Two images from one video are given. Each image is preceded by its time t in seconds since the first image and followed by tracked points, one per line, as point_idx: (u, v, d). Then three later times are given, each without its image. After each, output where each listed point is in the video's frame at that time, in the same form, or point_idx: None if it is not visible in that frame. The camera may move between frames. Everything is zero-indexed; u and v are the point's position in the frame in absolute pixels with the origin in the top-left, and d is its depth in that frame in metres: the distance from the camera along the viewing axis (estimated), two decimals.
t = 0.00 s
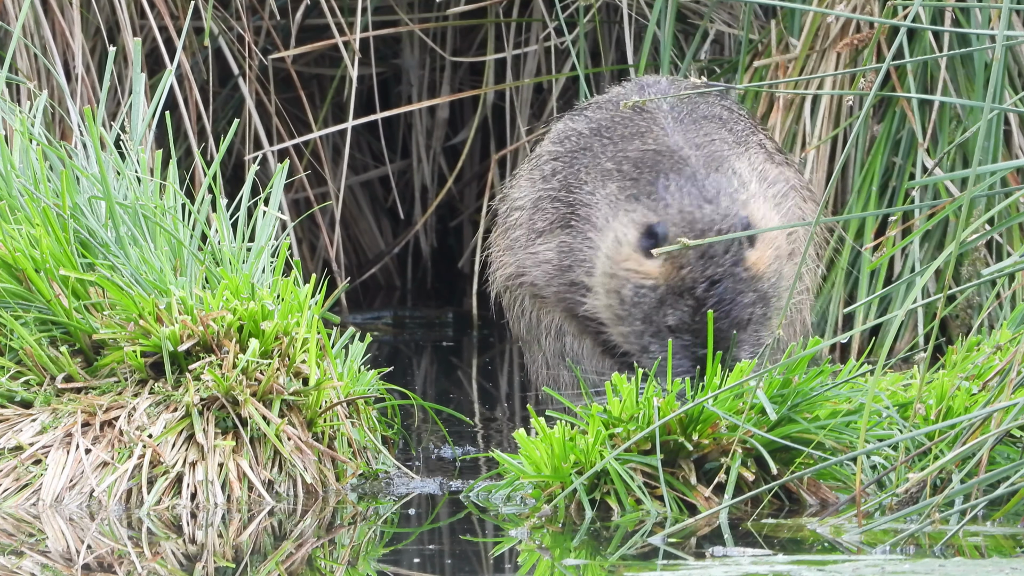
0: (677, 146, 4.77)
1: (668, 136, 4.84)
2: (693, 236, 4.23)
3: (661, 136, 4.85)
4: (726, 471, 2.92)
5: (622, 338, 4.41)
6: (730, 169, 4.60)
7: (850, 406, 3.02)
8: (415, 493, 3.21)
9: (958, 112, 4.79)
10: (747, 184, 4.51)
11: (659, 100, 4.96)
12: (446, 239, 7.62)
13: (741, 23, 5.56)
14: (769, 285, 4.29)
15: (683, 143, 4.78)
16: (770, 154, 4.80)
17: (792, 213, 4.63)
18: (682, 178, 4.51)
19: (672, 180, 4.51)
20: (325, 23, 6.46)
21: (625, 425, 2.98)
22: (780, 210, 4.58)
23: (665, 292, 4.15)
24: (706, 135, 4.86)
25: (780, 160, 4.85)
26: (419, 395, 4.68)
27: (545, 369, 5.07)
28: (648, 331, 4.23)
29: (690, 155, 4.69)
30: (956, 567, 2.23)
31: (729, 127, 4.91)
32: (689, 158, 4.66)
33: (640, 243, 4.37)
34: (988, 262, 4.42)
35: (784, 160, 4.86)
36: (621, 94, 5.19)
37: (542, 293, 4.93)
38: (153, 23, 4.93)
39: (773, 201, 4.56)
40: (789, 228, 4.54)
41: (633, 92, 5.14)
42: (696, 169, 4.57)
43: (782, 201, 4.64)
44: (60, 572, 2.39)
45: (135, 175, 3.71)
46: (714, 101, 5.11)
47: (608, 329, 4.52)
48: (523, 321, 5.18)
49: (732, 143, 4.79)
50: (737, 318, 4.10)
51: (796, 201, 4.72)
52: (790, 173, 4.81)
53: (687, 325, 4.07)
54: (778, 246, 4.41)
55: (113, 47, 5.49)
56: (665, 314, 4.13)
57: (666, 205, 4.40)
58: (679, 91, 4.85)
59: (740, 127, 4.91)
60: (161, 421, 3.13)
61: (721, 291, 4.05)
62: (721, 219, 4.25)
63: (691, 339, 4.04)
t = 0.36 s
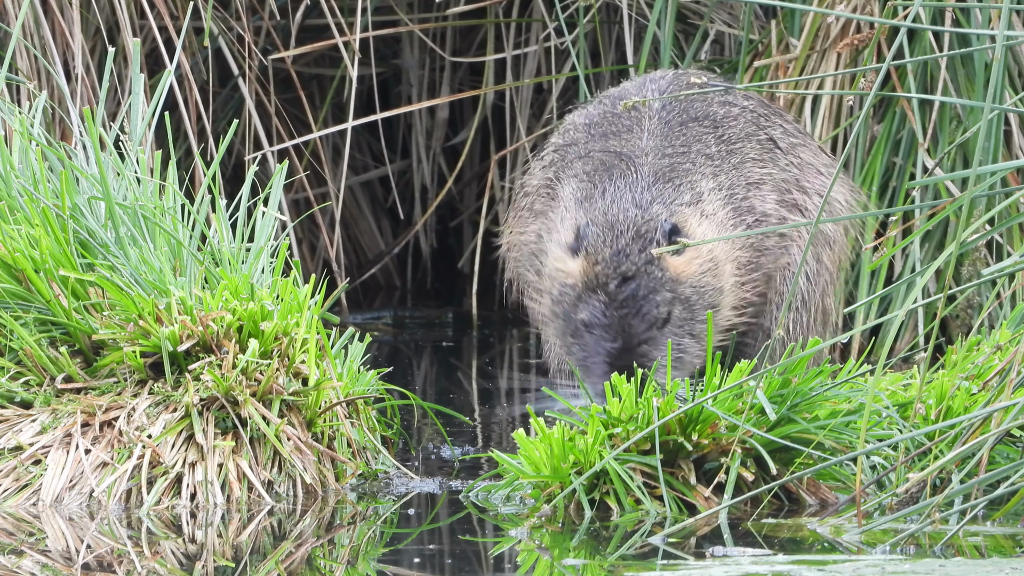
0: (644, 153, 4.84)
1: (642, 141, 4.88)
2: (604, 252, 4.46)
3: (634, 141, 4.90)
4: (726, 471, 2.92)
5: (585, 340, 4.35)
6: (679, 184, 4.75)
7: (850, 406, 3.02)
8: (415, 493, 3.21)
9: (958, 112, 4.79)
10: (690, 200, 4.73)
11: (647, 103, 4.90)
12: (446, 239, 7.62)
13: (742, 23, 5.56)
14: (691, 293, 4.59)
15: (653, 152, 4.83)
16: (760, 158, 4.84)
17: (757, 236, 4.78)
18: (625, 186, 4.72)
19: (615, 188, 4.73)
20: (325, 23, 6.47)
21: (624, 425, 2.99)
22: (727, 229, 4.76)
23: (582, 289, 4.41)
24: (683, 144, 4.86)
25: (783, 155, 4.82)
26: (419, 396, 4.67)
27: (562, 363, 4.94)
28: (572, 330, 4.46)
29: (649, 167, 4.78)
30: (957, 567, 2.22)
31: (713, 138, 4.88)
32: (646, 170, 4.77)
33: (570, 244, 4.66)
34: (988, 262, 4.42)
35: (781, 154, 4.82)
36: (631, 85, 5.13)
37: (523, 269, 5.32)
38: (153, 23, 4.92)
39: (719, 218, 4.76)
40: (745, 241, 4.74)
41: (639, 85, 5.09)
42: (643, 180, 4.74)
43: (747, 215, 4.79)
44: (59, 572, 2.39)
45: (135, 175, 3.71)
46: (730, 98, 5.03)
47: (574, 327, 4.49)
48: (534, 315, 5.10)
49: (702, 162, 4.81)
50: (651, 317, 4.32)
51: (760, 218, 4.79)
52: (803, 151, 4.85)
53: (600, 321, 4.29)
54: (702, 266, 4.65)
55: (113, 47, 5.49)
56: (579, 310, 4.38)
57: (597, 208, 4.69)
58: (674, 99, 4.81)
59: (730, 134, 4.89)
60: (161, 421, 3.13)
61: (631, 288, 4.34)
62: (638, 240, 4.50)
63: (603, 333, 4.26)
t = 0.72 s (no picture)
0: (627, 145, 4.92)
1: (626, 136, 4.95)
2: (576, 236, 4.65)
3: (620, 138, 4.96)
4: (726, 471, 2.92)
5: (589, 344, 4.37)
6: (661, 172, 4.86)
7: (850, 407, 3.02)
8: (416, 493, 3.21)
9: (958, 112, 4.79)
10: (671, 184, 4.84)
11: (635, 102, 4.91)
12: (446, 239, 7.62)
13: (742, 23, 5.56)
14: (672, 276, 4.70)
15: (637, 143, 4.91)
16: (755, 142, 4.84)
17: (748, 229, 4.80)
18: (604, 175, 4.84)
19: (593, 176, 4.86)
20: (325, 23, 6.47)
21: (625, 425, 2.98)
22: (715, 216, 4.81)
23: (560, 266, 4.64)
24: (670, 134, 4.91)
25: (783, 141, 4.81)
26: (419, 395, 4.68)
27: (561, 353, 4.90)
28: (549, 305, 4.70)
29: (630, 156, 4.88)
30: (957, 567, 2.23)
31: (701, 128, 4.89)
32: (626, 159, 4.87)
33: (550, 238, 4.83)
34: (988, 262, 4.42)
35: (781, 140, 4.81)
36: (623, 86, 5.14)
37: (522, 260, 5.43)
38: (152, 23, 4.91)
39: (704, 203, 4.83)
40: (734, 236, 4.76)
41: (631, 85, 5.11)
42: (623, 168, 4.86)
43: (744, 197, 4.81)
44: (60, 572, 2.39)
45: (135, 175, 3.71)
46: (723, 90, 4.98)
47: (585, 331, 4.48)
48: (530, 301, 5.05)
49: (688, 149, 4.86)
50: (627, 291, 4.56)
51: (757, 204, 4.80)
52: (805, 137, 4.79)
53: (577, 300, 4.54)
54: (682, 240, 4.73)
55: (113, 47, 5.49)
56: (557, 291, 4.62)
57: (575, 193, 4.83)
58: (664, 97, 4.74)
59: (719, 122, 4.89)
60: (161, 421, 3.13)
61: (606, 264, 4.57)
62: (610, 224, 4.65)
63: (580, 312, 4.52)
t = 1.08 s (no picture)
0: (624, 142, 4.91)
1: (623, 133, 4.94)
2: (569, 227, 4.63)
3: (616, 134, 4.96)
4: (726, 471, 2.92)
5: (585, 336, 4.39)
6: (655, 167, 4.85)
7: (850, 406, 3.02)
8: (415, 493, 3.21)
9: (958, 112, 4.79)
10: (665, 180, 4.83)
11: (634, 100, 4.90)
12: (446, 239, 7.63)
13: (742, 23, 5.57)
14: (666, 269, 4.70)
15: (633, 140, 4.91)
16: (751, 146, 4.87)
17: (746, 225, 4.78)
18: (598, 167, 4.83)
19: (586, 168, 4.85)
20: (325, 23, 6.47)
21: (624, 425, 2.98)
22: (709, 213, 4.82)
23: (554, 260, 4.62)
24: (667, 132, 4.91)
25: (778, 142, 4.83)
26: (419, 395, 4.68)
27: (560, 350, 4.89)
28: (543, 300, 4.67)
29: (625, 151, 4.87)
30: (957, 567, 2.22)
31: (698, 128, 4.90)
32: (621, 155, 4.86)
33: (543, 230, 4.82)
34: (988, 262, 4.42)
35: (776, 139, 4.83)
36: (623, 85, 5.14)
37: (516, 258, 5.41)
38: (153, 23, 4.91)
39: (698, 200, 4.82)
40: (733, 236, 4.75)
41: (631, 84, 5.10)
42: (616, 162, 4.85)
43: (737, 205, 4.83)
44: (59, 572, 2.39)
45: (135, 176, 3.71)
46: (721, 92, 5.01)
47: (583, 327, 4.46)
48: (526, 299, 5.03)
49: (685, 150, 4.87)
50: (622, 282, 4.56)
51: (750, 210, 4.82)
52: (801, 134, 4.80)
53: (572, 293, 4.52)
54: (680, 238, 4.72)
55: (113, 47, 5.49)
56: (551, 285, 4.60)
57: (568, 186, 4.81)
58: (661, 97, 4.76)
59: (716, 122, 4.90)
60: (161, 421, 3.13)
61: (599, 257, 4.57)
62: (603, 214, 4.64)
63: (575, 305, 4.49)
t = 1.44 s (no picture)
0: (623, 140, 4.92)
1: (624, 132, 4.96)
2: (563, 219, 4.66)
3: (618, 132, 4.98)
4: (726, 471, 2.92)
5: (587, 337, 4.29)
6: (654, 162, 4.86)
7: (850, 406, 3.02)
8: (415, 493, 3.21)
9: (958, 112, 4.79)
10: (663, 174, 4.83)
11: (635, 99, 4.93)
12: (445, 239, 7.63)
13: (742, 23, 5.57)
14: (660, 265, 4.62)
15: (633, 137, 4.92)
16: (756, 139, 4.84)
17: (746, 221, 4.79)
18: (596, 163, 4.85)
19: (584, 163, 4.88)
20: (325, 23, 6.47)
21: (624, 425, 2.98)
22: (710, 202, 4.77)
23: (547, 250, 4.66)
24: (668, 130, 4.91)
25: (785, 137, 4.82)
26: (419, 395, 4.67)
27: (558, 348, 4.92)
28: (538, 290, 4.72)
29: (624, 148, 4.89)
30: (957, 567, 2.22)
31: (699, 124, 4.90)
32: (620, 151, 4.88)
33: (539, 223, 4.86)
34: (988, 262, 4.43)
35: (783, 136, 4.82)
36: (627, 89, 5.16)
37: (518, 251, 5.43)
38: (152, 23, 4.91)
39: (697, 190, 4.79)
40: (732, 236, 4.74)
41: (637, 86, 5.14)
42: (614, 157, 4.86)
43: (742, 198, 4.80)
44: (59, 572, 2.39)
45: (135, 175, 3.71)
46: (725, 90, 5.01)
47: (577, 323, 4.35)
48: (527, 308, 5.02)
49: (686, 144, 4.87)
50: (612, 274, 4.55)
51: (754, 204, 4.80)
52: (809, 132, 4.84)
53: (562, 284, 4.56)
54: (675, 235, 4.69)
55: (113, 47, 5.49)
56: (543, 275, 4.65)
57: (564, 180, 4.84)
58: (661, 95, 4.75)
59: (719, 118, 4.91)
60: (161, 421, 3.13)
61: (591, 249, 4.58)
62: (597, 206, 4.64)
63: (565, 296, 4.54)
